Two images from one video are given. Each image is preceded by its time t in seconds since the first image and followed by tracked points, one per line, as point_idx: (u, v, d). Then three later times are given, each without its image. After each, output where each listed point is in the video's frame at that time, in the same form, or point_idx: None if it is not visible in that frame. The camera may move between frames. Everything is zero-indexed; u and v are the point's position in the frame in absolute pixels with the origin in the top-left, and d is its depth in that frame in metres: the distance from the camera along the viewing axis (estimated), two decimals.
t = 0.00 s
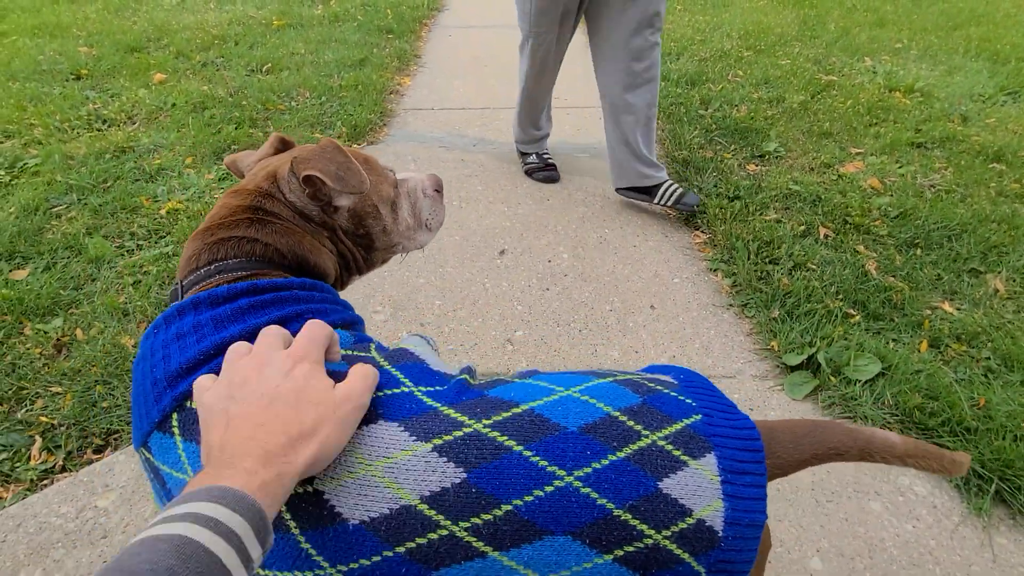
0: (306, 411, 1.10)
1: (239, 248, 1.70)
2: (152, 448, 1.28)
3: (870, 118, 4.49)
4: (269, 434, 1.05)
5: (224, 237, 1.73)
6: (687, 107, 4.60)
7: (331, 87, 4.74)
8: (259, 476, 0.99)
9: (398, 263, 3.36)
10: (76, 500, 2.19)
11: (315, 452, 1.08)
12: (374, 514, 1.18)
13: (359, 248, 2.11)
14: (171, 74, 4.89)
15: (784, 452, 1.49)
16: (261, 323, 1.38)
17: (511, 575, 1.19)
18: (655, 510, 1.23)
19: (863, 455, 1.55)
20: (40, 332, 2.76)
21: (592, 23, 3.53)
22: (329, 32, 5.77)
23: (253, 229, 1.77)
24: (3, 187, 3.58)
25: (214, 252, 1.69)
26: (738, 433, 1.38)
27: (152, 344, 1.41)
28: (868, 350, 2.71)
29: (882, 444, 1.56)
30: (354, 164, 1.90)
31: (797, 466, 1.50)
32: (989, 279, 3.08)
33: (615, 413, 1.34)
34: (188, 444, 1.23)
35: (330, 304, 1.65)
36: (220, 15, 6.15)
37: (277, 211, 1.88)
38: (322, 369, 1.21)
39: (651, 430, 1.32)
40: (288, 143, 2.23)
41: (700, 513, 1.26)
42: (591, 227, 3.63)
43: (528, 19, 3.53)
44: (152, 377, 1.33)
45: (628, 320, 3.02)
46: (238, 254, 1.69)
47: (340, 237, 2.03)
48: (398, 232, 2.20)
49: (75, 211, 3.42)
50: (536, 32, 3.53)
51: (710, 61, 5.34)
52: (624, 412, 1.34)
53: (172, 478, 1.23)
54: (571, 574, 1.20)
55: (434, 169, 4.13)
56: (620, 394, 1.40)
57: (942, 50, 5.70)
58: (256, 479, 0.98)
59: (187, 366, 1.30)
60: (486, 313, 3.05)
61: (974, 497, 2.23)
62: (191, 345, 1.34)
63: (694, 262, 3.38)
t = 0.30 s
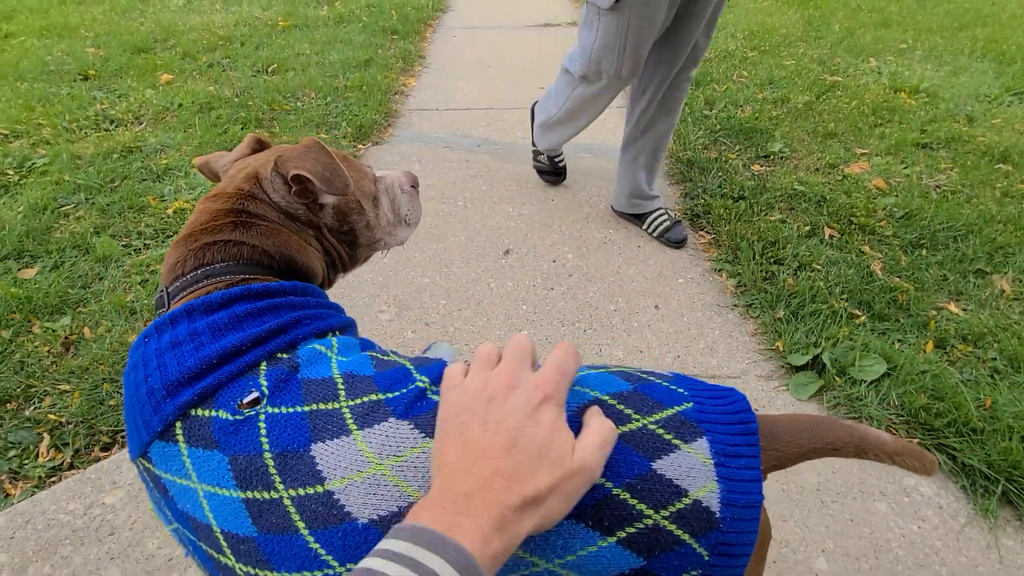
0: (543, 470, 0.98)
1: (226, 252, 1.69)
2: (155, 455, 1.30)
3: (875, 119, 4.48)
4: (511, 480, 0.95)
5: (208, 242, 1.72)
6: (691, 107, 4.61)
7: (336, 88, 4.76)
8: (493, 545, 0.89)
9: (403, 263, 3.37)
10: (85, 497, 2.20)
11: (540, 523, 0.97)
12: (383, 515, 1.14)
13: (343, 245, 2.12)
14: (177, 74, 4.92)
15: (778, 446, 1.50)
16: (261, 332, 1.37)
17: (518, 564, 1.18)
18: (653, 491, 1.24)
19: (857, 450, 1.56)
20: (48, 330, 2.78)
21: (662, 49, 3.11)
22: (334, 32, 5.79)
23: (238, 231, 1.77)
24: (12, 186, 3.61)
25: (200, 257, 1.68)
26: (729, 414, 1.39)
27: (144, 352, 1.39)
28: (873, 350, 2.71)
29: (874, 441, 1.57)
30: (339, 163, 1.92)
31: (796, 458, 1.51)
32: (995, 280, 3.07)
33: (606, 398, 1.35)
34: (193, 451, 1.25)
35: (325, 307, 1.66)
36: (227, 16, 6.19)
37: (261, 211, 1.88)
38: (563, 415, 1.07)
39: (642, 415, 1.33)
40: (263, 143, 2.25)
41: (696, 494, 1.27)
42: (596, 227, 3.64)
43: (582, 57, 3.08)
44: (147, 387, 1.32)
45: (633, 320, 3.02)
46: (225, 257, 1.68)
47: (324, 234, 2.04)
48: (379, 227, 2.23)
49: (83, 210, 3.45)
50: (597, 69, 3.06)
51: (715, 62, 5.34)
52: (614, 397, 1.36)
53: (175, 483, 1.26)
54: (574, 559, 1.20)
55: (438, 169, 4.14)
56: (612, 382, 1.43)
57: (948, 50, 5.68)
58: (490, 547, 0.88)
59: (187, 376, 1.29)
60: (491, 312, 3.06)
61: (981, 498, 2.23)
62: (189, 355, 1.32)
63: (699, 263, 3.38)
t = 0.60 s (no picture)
0: (553, 470, 1.04)
1: (187, 261, 1.67)
2: (130, 472, 1.27)
3: (879, 119, 4.45)
4: (527, 479, 1.01)
5: (167, 253, 1.69)
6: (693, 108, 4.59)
7: (338, 90, 4.77)
8: (503, 535, 0.95)
9: (404, 264, 3.37)
10: (85, 499, 2.20)
11: (553, 518, 1.02)
12: (379, 515, 1.16)
13: (308, 246, 2.14)
14: (180, 77, 4.94)
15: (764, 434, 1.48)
16: (232, 341, 1.36)
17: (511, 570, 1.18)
18: (658, 506, 1.23)
19: (831, 429, 1.56)
20: (50, 332, 2.78)
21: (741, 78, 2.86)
22: (336, 34, 5.81)
23: (198, 239, 1.75)
24: (15, 188, 3.62)
25: (160, 268, 1.66)
26: (741, 430, 1.37)
27: (108, 370, 1.36)
28: (877, 353, 2.69)
29: (845, 416, 1.57)
30: (295, 163, 1.95)
31: (775, 445, 1.50)
32: (1001, 282, 3.04)
33: (630, 412, 1.32)
34: (170, 465, 1.24)
35: (296, 311, 1.66)
36: (230, 18, 6.21)
37: (218, 215, 1.86)
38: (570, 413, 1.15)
39: (660, 427, 1.31)
40: (216, 146, 2.24)
41: (698, 506, 1.26)
42: (597, 229, 3.63)
43: (684, 75, 2.63)
44: (115, 406, 1.30)
45: (634, 323, 3.01)
46: (186, 266, 1.66)
47: (285, 235, 2.05)
48: (342, 228, 2.27)
49: (86, 212, 3.46)
50: (706, 87, 2.60)
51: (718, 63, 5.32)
52: (638, 410, 1.33)
53: (154, 499, 1.25)
54: (566, 567, 1.20)
55: (440, 171, 4.14)
56: (631, 392, 1.39)
57: (953, 50, 5.64)
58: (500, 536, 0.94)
59: (156, 391, 1.28)
60: (492, 314, 3.06)
61: (986, 503, 2.20)
62: (158, 370, 1.31)
63: (701, 264, 3.36)
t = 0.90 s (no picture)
0: (462, 429, 1.08)
1: (186, 268, 1.69)
2: (136, 479, 1.30)
3: (887, 122, 4.45)
4: (435, 443, 1.05)
5: (165, 261, 1.71)
6: (701, 111, 4.61)
7: (348, 93, 4.82)
8: (409, 496, 0.97)
9: (413, 266, 3.40)
10: (101, 495, 2.24)
11: (465, 478, 1.05)
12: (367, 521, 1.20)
13: (304, 249, 2.16)
14: (193, 81, 5.01)
15: (766, 438, 1.50)
16: (233, 349, 1.39)
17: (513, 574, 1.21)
18: (654, 507, 1.25)
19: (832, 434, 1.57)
20: (67, 331, 2.83)
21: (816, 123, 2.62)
22: (346, 39, 5.87)
23: (195, 246, 1.76)
24: (33, 190, 3.69)
25: (159, 276, 1.68)
26: (731, 426, 1.38)
27: (111, 379, 1.39)
28: (885, 356, 2.69)
29: (847, 421, 1.58)
30: (288, 166, 1.98)
31: (776, 448, 1.52)
32: (1010, 286, 3.03)
33: (618, 413, 1.34)
34: (175, 472, 1.27)
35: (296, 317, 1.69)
36: (242, 23, 6.29)
37: (215, 221, 1.88)
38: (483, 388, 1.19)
39: (651, 428, 1.33)
40: (212, 151, 2.27)
41: (696, 506, 1.28)
42: (605, 231, 3.65)
43: (772, 133, 2.31)
44: (120, 414, 1.32)
45: (642, 325, 3.02)
46: (185, 275, 1.68)
47: (281, 238, 2.07)
48: (340, 232, 2.30)
49: (101, 214, 3.52)
50: (797, 147, 2.28)
51: (725, 66, 5.33)
52: (626, 411, 1.35)
53: (161, 505, 1.27)
54: (570, 570, 1.21)
55: (448, 174, 4.17)
56: (618, 392, 1.41)
57: (961, 53, 5.63)
58: (405, 497, 0.97)
59: (160, 400, 1.31)
60: (500, 315, 3.08)
61: (995, 507, 2.20)
62: (160, 378, 1.33)
63: (709, 267, 3.37)
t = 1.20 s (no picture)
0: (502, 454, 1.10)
1: (198, 265, 1.71)
2: (148, 471, 1.32)
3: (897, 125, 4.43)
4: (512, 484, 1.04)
5: (177, 257, 1.74)
6: (709, 114, 4.61)
7: (357, 95, 4.86)
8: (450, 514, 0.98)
9: (421, 266, 3.42)
10: (112, 491, 2.27)
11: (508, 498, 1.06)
12: (373, 517, 1.20)
13: (314, 244, 2.18)
14: (204, 83, 5.07)
15: (772, 446, 1.51)
16: (239, 342, 1.42)
17: (512, 566, 1.22)
18: (650, 501, 1.25)
19: (853, 451, 1.57)
20: (80, 328, 2.87)
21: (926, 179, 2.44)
22: (355, 41, 5.91)
23: (206, 243, 1.79)
24: (47, 190, 3.74)
25: (171, 273, 1.70)
26: (728, 425, 1.38)
27: (123, 373, 1.41)
28: (895, 359, 2.67)
29: (870, 440, 1.58)
30: (300, 161, 2.00)
31: (787, 459, 1.52)
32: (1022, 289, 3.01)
33: (607, 408, 1.36)
34: (184, 465, 1.28)
35: (303, 311, 1.71)
36: (252, 26, 6.36)
37: (226, 217, 1.90)
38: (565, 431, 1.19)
39: (643, 422, 1.34)
40: (223, 148, 2.30)
41: (693, 502, 1.28)
42: (612, 233, 3.65)
43: (830, 162, 2.13)
44: (131, 408, 1.35)
45: (649, 326, 3.02)
46: (197, 271, 1.71)
47: (291, 234, 2.09)
48: (348, 228, 2.32)
49: (114, 213, 3.56)
50: (857, 176, 2.12)
51: (733, 69, 5.33)
52: (616, 406, 1.37)
53: (170, 498, 1.28)
54: (569, 564, 1.23)
55: (456, 175, 4.19)
56: (610, 389, 1.44)
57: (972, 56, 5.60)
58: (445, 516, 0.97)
59: (169, 393, 1.33)
60: (508, 316, 3.09)
61: (1008, 512, 2.18)
62: (169, 372, 1.36)
63: (716, 269, 3.36)
